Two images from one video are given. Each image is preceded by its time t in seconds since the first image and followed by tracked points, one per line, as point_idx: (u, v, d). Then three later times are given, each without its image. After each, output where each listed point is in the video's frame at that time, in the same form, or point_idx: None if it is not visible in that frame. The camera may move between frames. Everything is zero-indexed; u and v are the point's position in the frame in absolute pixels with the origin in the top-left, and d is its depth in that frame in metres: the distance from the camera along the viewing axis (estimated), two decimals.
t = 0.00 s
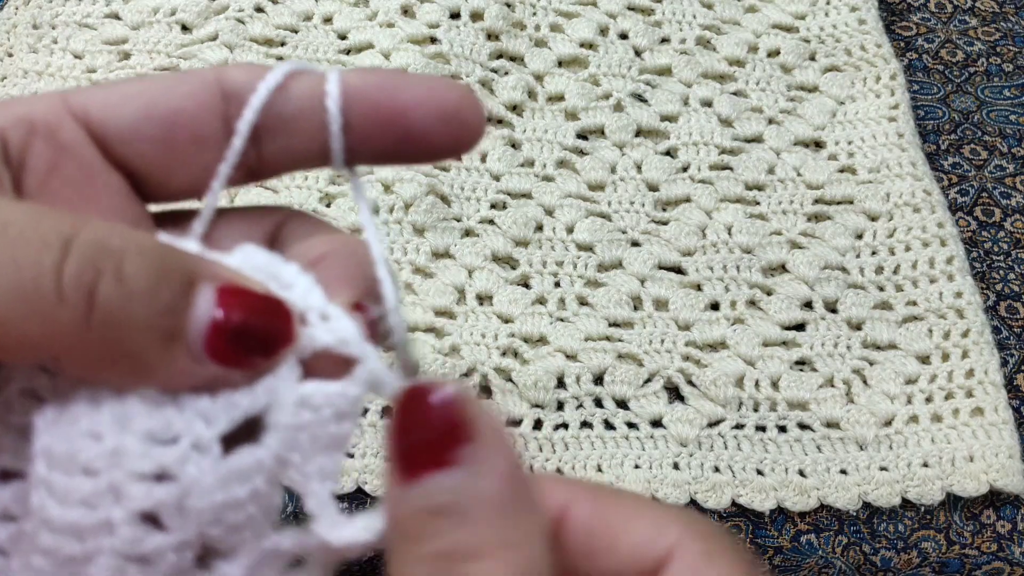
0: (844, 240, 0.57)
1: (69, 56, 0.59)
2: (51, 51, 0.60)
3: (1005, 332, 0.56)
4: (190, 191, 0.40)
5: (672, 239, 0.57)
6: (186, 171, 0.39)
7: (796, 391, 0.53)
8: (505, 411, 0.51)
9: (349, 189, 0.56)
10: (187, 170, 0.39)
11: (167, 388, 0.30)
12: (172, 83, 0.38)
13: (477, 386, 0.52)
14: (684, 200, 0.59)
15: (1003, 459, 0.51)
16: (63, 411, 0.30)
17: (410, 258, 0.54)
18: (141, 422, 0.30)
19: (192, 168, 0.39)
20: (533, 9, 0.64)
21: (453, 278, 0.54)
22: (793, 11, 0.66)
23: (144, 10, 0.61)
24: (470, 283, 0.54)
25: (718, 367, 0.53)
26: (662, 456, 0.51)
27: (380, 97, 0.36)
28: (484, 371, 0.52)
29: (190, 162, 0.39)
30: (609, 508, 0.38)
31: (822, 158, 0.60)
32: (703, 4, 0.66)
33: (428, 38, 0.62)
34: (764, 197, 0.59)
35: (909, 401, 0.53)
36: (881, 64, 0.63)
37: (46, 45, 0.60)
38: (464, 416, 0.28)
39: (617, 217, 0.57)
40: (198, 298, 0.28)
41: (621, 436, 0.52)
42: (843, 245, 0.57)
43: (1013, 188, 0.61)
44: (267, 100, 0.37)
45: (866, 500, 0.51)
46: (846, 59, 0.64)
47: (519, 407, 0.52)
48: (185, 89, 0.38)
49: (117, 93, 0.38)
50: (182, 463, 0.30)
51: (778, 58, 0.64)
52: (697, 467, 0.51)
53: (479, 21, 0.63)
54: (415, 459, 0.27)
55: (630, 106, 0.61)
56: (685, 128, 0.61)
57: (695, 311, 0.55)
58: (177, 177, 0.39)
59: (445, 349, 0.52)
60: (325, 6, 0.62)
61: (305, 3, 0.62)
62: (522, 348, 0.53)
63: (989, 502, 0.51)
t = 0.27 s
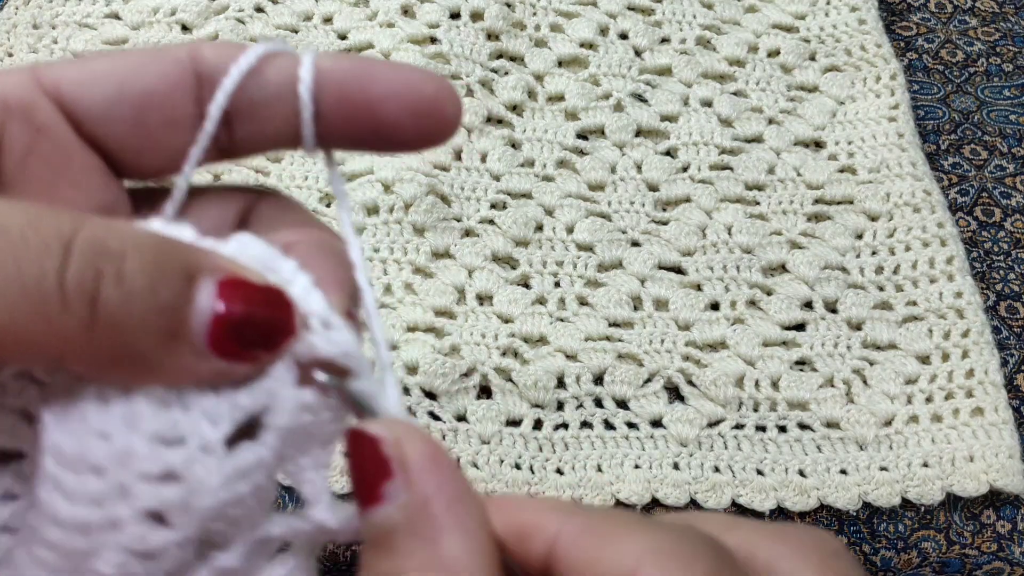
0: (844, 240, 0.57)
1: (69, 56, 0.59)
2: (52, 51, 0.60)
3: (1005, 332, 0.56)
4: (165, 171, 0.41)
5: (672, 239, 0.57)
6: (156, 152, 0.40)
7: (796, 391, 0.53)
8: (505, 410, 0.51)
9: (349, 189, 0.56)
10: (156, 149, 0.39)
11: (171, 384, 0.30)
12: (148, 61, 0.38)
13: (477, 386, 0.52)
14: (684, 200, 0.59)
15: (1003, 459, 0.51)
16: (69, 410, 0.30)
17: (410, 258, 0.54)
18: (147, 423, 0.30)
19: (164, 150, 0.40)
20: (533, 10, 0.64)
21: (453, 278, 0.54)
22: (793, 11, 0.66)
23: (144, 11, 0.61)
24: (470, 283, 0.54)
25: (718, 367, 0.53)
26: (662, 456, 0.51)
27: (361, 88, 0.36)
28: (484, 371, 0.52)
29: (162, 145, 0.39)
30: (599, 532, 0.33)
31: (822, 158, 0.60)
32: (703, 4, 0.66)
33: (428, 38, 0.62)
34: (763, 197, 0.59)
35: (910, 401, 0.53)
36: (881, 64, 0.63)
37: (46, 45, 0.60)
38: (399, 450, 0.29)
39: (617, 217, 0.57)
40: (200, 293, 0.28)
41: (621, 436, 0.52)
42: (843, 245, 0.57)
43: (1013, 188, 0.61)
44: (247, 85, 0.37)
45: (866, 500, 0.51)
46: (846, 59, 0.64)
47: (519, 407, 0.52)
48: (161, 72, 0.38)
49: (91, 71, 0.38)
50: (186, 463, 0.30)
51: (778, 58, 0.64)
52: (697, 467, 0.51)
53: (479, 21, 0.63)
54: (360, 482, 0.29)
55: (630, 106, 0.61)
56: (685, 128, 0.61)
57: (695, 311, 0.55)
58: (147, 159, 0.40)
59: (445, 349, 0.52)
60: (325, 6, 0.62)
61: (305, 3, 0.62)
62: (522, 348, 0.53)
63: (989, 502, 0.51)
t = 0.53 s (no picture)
0: (845, 240, 0.57)
1: (69, 56, 0.59)
2: (51, 51, 0.60)
3: (1005, 332, 0.56)
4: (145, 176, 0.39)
5: (672, 239, 0.57)
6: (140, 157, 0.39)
7: (796, 391, 0.53)
8: (506, 410, 0.51)
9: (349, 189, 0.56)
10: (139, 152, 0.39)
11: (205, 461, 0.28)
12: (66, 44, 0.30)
13: (477, 386, 0.52)
14: (684, 200, 0.59)
15: (1002, 459, 0.51)
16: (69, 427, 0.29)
17: (410, 258, 0.54)
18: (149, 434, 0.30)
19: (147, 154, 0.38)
20: (533, 9, 0.64)
21: (453, 278, 0.54)
22: (793, 11, 0.66)
23: (144, 11, 0.61)
24: (471, 283, 0.54)
25: (718, 367, 0.53)
26: (662, 456, 0.51)
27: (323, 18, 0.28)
28: (485, 371, 0.52)
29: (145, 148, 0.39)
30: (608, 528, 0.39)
31: (822, 158, 0.60)
32: (703, 4, 0.66)
33: (428, 38, 0.62)
34: (763, 197, 0.59)
35: (909, 401, 0.53)
36: (881, 64, 0.63)
37: (46, 45, 0.60)
38: (462, 439, 0.32)
39: (617, 217, 0.57)
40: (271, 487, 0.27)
41: (621, 436, 0.52)
42: (843, 245, 0.57)
43: (1013, 188, 0.61)
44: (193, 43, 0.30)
45: (866, 500, 0.51)
46: (846, 59, 0.64)
47: (519, 407, 0.52)
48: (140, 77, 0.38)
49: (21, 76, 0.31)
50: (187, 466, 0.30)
51: (778, 58, 0.64)
52: (697, 467, 0.51)
53: (479, 21, 0.63)
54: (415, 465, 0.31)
55: (630, 106, 0.61)
56: (685, 128, 0.61)
57: (695, 311, 0.55)
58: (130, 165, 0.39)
59: (445, 349, 0.52)
60: (325, 6, 0.62)
61: (304, 3, 0.62)
62: (522, 348, 0.53)
63: (989, 502, 0.51)
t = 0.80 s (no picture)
0: (845, 240, 0.57)
1: (69, 56, 0.59)
2: (51, 51, 0.60)
3: (1005, 332, 0.56)
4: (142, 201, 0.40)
5: (673, 239, 0.57)
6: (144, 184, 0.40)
7: (796, 391, 0.53)
8: (506, 410, 0.51)
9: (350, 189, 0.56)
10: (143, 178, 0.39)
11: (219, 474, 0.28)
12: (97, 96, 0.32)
13: (477, 386, 0.52)
14: (684, 199, 0.59)
15: (1003, 459, 0.51)
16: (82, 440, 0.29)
17: (410, 259, 0.54)
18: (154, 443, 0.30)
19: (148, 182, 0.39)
20: (533, 9, 0.64)
21: (453, 278, 0.54)
22: (793, 11, 0.66)
23: (144, 11, 0.61)
24: (471, 283, 0.54)
25: (718, 367, 0.53)
26: (662, 456, 0.51)
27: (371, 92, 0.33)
28: (485, 371, 0.52)
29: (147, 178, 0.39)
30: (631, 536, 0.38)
31: (822, 157, 0.60)
32: (703, 4, 0.66)
33: (428, 38, 0.62)
34: (764, 197, 0.59)
35: (910, 401, 0.53)
36: (881, 64, 0.63)
37: (46, 45, 0.60)
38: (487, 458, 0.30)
39: (617, 217, 0.57)
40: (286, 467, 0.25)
41: (621, 436, 0.52)
42: (843, 245, 0.57)
43: (1013, 188, 0.61)
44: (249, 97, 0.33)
45: (866, 500, 0.51)
46: (846, 59, 0.64)
47: (519, 407, 0.51)
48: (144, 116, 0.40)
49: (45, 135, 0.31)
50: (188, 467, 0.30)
51: (779, 58, 0.64)
52: (697, 467, 0.51)
53: (479, 21, 0.63)
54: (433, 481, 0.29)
55: (630, 106, 0.61)
56: (685, 128, 0.61)
57: (695, 311, 0.55)
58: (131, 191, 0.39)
59: (445, 349, 0.52)
60: (325, 6, 0.62)
61: (305, 3, 0.62)
62: (522, 348, 0.53)
63: (990, 502, 0.51)
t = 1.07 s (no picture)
0: (845, 240, 0.57)
1: (69, 56, 0.59)
2: (51, 51, 0.60)
3: (1005, 332, 0.56)
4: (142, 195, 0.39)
5: (673, 239, 0.57)
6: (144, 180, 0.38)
7: (796, 391, 0.53)
8: (506, 410, 0.51)
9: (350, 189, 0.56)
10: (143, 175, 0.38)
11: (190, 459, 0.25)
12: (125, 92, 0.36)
13: (477, 386, 0.52)
14: (684, 199, 0.59)
15: (1003, 459, 0.51)
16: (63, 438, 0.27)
17: (410, 258, 0.54)
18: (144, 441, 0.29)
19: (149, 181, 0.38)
20: (533, 9, 0.64)
21: (453, 278, 0.54)
22: (793, 11, 0.66)
23: (144, 10, 0.61)
24: (471, 283, 0.54)
25: (718, 367, 0.53)
26: (662, 456, 0.51)
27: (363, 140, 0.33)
28: (484, 371, 0.52)
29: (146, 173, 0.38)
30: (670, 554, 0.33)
31: (822, 157, 0.60)
32: (703, 4, 0.66)
33: (428, 38, 0.62)
34: (764, 197, 0.59)
35: (910, 401, 0.53)
36: (882, 64, 0.63)
37: (46, 45, 0.60)
38: (424, 449, 0.29)
39: (617, 216, 0.57)
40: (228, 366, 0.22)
41: (621, 436, 0.52)
42: (843, 245, 0.57)
43: (1013, 188, 0.61)
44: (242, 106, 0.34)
45: (866, 500, 0.51)
46: (846, 59, 0.64)
47: (519, 407, 0.52)
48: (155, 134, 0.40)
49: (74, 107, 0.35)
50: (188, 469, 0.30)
51: (779, 58, 0.64)
52: (697, 467, 0.51)
53: (479, 21, 0.63)
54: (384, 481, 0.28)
55: (630, 106, 0.61)
56: (685, 128, 0.61)
57: (695, 311, 0.55)
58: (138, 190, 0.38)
59: (445, 349, 0.52)
60: (325, 6, 0.62)
61: (305, 3, 0.62)
62: (522, 348, 0.53)
63: (990, 502, 0.51)
